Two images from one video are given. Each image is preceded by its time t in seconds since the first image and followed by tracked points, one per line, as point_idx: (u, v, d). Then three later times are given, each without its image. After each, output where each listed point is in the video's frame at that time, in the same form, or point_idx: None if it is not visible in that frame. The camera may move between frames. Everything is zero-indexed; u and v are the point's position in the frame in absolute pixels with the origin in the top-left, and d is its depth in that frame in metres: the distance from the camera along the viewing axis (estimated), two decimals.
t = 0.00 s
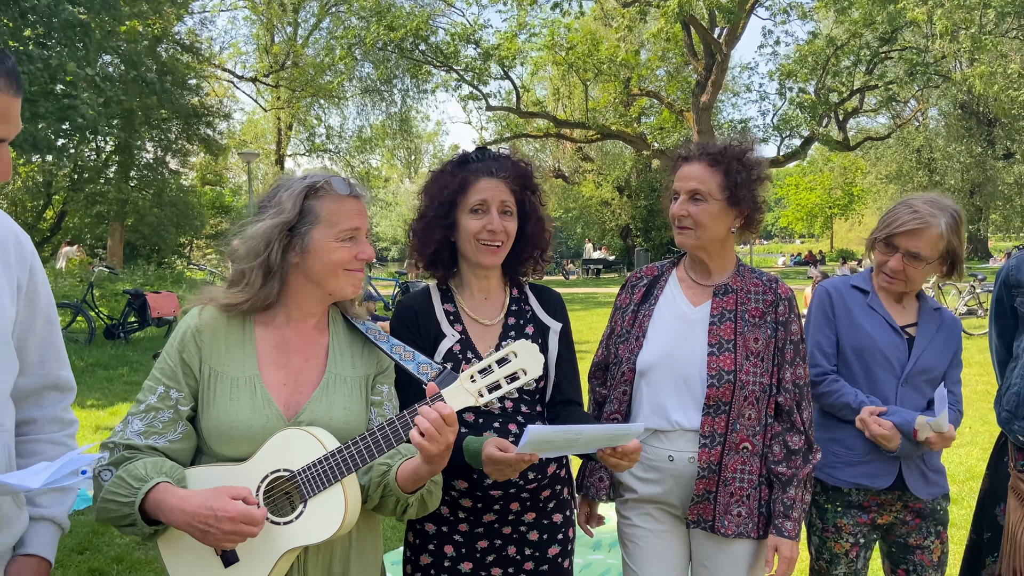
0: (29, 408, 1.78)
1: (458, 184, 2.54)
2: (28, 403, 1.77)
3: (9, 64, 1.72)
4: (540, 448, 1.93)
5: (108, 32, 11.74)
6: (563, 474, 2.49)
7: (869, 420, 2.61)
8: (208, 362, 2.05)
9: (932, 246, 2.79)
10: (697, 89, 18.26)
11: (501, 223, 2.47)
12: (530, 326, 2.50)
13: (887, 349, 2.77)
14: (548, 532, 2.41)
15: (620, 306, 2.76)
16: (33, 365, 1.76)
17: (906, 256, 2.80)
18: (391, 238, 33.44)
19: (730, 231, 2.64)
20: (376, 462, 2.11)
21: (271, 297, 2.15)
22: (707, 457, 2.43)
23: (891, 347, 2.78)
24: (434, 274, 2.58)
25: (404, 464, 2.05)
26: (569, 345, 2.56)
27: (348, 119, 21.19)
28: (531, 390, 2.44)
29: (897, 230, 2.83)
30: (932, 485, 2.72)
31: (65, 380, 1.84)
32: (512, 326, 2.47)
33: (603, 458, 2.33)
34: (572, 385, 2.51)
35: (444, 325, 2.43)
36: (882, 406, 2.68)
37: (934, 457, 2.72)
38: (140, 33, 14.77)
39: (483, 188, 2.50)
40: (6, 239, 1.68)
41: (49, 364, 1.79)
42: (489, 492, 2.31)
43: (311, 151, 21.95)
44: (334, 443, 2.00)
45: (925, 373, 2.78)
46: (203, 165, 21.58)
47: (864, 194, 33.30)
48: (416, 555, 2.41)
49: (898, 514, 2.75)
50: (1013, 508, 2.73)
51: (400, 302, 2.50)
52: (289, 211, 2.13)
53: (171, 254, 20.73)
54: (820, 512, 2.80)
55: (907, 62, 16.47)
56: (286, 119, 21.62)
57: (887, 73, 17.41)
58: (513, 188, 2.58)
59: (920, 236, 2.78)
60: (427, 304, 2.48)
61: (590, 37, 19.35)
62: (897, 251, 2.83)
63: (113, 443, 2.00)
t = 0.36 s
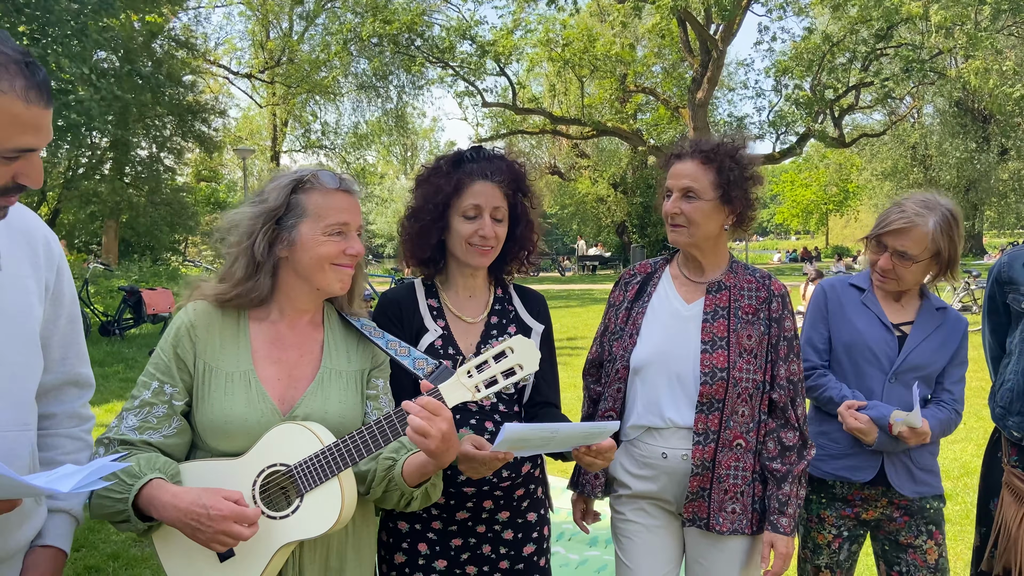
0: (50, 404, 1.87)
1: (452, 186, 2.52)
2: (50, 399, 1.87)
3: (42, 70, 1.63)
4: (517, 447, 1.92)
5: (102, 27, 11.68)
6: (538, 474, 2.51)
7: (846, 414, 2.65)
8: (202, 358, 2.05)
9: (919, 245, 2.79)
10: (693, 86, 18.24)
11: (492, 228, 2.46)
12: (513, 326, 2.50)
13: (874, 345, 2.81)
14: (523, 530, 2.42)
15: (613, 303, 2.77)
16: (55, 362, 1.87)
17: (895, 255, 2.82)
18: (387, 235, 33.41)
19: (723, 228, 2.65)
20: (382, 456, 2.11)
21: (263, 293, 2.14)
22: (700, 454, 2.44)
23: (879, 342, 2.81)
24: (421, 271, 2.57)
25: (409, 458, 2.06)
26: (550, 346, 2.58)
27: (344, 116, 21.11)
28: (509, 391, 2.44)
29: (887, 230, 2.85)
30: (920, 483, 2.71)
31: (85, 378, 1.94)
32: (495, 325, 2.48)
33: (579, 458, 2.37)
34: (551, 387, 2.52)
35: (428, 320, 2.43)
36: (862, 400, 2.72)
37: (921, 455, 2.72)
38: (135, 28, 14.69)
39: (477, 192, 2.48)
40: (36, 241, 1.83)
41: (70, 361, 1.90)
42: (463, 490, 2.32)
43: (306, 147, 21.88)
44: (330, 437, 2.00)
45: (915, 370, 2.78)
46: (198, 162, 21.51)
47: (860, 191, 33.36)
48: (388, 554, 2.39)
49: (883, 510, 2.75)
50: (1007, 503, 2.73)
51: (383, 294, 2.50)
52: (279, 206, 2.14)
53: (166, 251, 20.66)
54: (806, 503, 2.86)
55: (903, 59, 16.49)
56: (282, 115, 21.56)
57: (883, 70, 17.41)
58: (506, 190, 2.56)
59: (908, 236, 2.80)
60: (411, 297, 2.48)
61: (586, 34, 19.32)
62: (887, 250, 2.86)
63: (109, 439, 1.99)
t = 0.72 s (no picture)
0: (54, 402, 1.90)
1: (446, 186, 2.52)
2: (54, 398, 1.90)
3: (61, 71, 1.63)
4: (499, 445, 1.94)
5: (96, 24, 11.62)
6: (523, 472, 2.51)
7: (881, 418, 2.63)
8: (195, 354, 2.05)
9: (927, 240, 2.82)
10: (689, 83, 18.20)
11: (484, 228, 2.46)
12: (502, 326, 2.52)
13: (888, 344, 2.81)
14: (507, 529, 2.43)
15: (610, 301, 2.78)
16: (61, 362, 1.89)
17: (903, 249, 2.84)
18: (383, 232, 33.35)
19: (718, 225, 2.66)
20: (373, 450, 2.12)
21: (258, 290, 2.16)
22: (694, 451, 2.45)
23: (891, 341, 2.81)
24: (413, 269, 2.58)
25: (400, 454, 2.06)
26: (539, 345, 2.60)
27: (340, 113, 21.04)
28: (496, 390, 2.45)
29: (894, 224, 2.86)
30: (940, 476, 2.74)
31: (88, 379, 1.96)
32: (485, 324, 2.49)
33: (560, 457, 2.36)
34: (538, 388, 2.53)
35: (418, 317, 2.44)
36: (888, 401, 2.71)
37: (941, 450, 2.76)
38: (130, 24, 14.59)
39: (471, 192, 2.48)
40: (50, 243, 1.86)
41: (75, 361, 1.92)
42: (447, 488, 2.34)
43: (302, 144, 21.83)
44: (322, 432, 2.01)
45: (926, 368, 2.81)
46: (194, 159, 21.44)
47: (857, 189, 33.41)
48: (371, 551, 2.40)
49: (907, 508, 2.77)
50: (996, 497, 2.76)
51: (375, 290, 2.51)
52: (274, 202, 2.15)
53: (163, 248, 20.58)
54: (833, 510, 2.79)
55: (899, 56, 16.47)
56: (278, 112, 21.50)
57: (879, 67, 17.38)
58: (499, 190, 2.56)
59: (916, 230, 2.82)
60: (403, 292, 2.49)
61: (583, 30, 19.26)
62: (894, 244, 2.87)
63: (101, 436, 1.99)
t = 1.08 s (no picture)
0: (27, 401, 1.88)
1: (437, 184, 2.52)
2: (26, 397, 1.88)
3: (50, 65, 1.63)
4: (492, 445, 1.95)
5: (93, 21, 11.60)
6: (526, 469, 2.51)
7: (881, 415, 2.63)
8: (187, 351, 2.05)
9: (916, 233, 2.84)
10: (687, 81, 18.20)
11: (477, 226, 2.46)
12: (504, 323, 2.52)
13: (882, 342, 2.81)
14: (511, 525, 2.42)
15: (608, 299, 2.78)
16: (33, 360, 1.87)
17: (893, 242, 2.85)
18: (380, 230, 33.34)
19: (717, 223, 2.66)
20: (363, 451, 2.13)
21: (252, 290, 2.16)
22: (692, 449, 2.45)
23: (884, 338, 2.82)
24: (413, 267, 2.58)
25: (391, 454, 2.06)
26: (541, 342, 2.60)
27: (338, 110, 21.04)
28: (499, 386, 2.45)
29: (882, 217, 2.87)
30: (935, 471, 2.76)
31: (59, 375, 1.95)
32: (486, 321, 2.49)
33: (555, 454, 2.36)
34: (540, 384, 2.53)
35: (419, 316, 2.44)
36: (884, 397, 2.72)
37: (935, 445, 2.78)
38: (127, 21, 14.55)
39: (461, 188, 2.47)
40: (24, 241, 1.86)
41: (46, 358, 1.91)
42: (451, 485, 2.34)
43: (299, 142, 21.84)
44: (315, 432, 2.01)
45: (918, 363, 2.82)
46: (191, 156, 21.41)
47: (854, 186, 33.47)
48: (378, 547, 2.43)
49: (902, 503, 2.78)
50: (989, 494, 2.78)
51: (375, 290, 2.51)
52: (273, 204, 2.14)
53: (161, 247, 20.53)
54: (826, 506, 2.81)
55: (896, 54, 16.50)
56: (275, 109, 21.51)
57: (877, 65, 17.39)
58: (493, 186, 2.55)
59: (904, 223, 2.83)
60: (403, 291, 2.49)
61: (581, 27, 19.24)
62: (883, 238, 2.88)
63: (93, 434, 1.99)
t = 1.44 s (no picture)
0: None
1: (441, 185, 2.51)
2: None
3: None
4: (502, 447, 1.95)
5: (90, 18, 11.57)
6: (548, 465, 2.50)
7: (856, 417, 2.65)
8: (182, 350, 2.05)
9: (917, 237, 2.83)
10: (685, 79, 18.21)
11: (485, 223, 2.46)
12: (517, 319, 2.51)
13: (875, 346, 2.81)
14: (532, 522, 2.42)
15: (606, 299, 2.77)
16: None
17: (892, 246, 2.85)
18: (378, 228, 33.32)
19: (716, 222, 2.67)
20: (358, 448, 2.12)
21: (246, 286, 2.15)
22: (695, 446, 2.46)
23: (878, 342, 2.82)
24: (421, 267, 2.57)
25: (384, 453, 2.05)
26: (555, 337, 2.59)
27: (335, 108, 21.05)
28: (515, 382, 2.45)
29: (884, 222, 2.88)
30: (922, 478, 2.72)
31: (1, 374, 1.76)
32: (498, 317, 2.49)
33: (568, 450, 2.38)
34: (556, 378, 2.53)
35: (430, 317, 2.44)
36: (870, 401, 2.73)
37: (923, 449, 2.73)
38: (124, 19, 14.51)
39: (465, 187, 2.47)
40: None
41: None
42: (473, 483, 2.34)
43: (297, 140, 21.84)
44: (309, 429, 2.01)
45: (914, 368, 2.80)
46: (188, 155, 21.39)
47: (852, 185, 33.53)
48: (400, 543, 2.44)
49: (883, 502, 2.76)
50: (986, 493, 2.79)
51: (386, 295, 2.50)
52: (269, 202, 2.12)
53: (158, 245, 20.47)
54: (806, 495, 2.85)
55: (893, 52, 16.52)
56: (273, 107, 21.52)
57: (875, 64, 17.41)
58: (495, 183, 2.55)
59: (905, 227, 2.83)
60: (413, 294, 2.49)
61: (579, 25, 19.20)
62: (884, 241, 2.89)
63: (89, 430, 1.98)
